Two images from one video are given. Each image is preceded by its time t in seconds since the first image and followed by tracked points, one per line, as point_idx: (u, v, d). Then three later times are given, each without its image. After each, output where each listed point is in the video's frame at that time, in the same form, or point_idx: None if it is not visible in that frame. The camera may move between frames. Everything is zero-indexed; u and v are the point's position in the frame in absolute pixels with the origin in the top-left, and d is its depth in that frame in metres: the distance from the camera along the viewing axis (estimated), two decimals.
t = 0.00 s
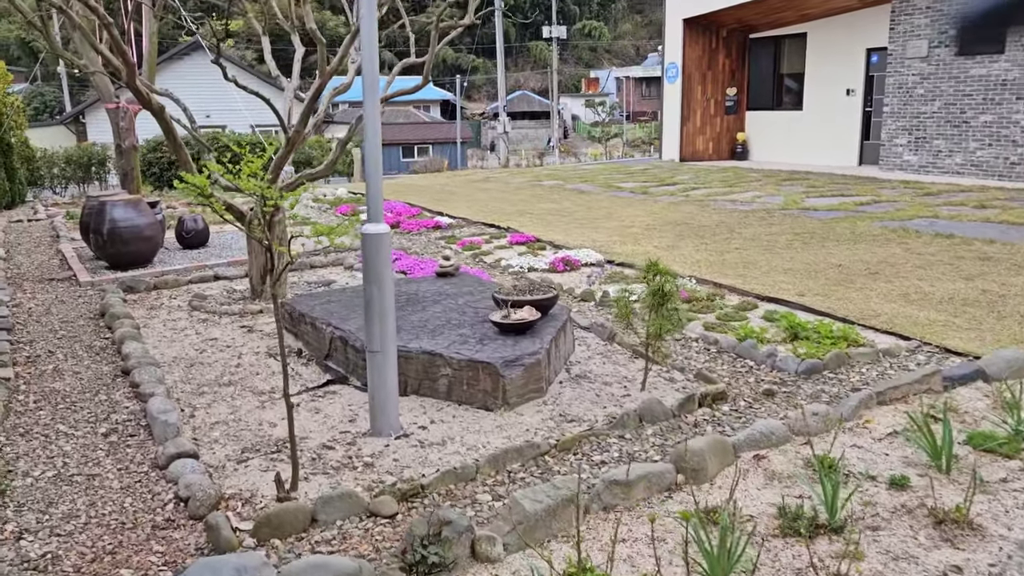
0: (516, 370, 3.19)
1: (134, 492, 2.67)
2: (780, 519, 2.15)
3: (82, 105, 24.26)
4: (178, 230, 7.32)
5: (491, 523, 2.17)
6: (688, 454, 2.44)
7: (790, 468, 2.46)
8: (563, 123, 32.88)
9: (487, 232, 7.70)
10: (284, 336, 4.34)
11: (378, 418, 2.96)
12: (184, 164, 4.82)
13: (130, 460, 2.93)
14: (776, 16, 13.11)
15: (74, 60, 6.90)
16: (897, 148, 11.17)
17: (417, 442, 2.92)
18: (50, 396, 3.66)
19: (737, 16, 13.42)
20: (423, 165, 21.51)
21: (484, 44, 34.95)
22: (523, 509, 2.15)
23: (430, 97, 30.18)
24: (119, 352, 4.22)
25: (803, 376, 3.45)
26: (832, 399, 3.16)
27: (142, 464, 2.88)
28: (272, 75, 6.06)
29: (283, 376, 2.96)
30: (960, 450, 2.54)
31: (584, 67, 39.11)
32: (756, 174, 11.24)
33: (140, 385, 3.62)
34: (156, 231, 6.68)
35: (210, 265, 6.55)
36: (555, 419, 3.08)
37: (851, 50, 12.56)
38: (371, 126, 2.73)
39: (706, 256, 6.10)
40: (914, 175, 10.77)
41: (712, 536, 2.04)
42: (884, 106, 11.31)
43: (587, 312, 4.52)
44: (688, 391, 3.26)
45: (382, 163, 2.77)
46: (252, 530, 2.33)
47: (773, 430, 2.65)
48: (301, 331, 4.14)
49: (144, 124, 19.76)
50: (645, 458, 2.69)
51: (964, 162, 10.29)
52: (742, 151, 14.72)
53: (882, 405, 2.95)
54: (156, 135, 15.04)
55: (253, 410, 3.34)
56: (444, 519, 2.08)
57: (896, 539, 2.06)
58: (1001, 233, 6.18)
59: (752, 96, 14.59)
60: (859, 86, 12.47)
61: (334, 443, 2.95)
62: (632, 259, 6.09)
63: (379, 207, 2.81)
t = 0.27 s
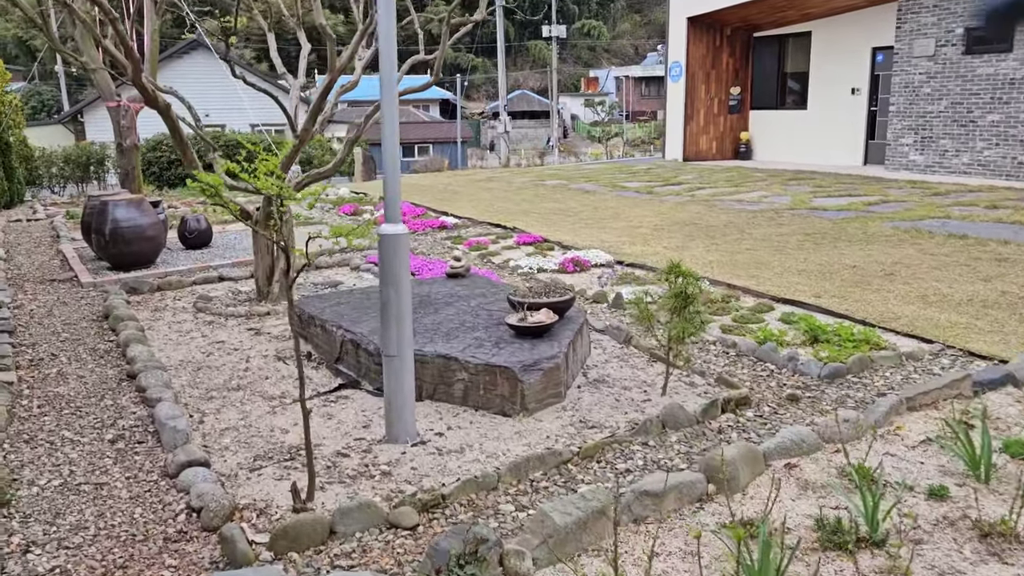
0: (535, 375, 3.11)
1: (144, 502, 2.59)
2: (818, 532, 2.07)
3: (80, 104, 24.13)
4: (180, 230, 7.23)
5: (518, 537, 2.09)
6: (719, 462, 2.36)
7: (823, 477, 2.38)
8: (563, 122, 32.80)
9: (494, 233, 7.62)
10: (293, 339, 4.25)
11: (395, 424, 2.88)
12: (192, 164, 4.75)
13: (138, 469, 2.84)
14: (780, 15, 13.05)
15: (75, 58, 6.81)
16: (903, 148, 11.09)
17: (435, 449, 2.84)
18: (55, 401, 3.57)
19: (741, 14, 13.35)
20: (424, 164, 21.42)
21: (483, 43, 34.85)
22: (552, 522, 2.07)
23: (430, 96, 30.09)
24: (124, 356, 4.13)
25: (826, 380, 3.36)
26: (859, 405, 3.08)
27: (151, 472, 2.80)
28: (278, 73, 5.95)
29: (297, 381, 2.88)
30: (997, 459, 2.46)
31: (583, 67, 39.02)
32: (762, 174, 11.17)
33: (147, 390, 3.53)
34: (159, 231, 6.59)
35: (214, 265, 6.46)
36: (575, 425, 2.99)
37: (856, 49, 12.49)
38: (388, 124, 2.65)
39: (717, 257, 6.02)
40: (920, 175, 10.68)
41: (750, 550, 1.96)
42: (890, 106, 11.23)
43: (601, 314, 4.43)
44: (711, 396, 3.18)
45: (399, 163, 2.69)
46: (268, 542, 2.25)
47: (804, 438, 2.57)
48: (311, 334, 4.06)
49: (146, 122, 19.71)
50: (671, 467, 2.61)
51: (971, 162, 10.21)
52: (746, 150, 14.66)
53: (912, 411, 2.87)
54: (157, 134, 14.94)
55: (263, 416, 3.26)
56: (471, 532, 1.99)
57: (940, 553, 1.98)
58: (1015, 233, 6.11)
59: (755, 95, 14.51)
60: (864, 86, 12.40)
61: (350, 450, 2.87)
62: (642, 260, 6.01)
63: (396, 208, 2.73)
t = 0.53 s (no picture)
0: (547, 383, 3.04)
1: (147, 516, 2.51)
2: (848, 547, 2.01)
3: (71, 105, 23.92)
4: (176, 233, 7.14)
5: (539, 553, 2.02)
6: (741, 475, 2.30)
7: (848, 489, 2.32)
8: (557, 123, 32.76)
9: (494, 235, 7.55)
10: (295, 345, 4.18)
11: (404, 434, 2.81)
12: (191, 168, 4.67)
13: (139, 481, 2.76)
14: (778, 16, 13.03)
15: (69, 58, 6.70)
16: (901, 150, 11.06)
17: (446, 459, 2.77)
18: (52, 410, 3.48)
19: (739, 15, 13.32)
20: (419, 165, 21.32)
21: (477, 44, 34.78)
22: (573, 538, 2.01)
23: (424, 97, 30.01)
24: (122, 362, 4.04)
25: (841, 387, 3.31)
26: (876, 413, 3.02)
27: (154, 485, 2.72)
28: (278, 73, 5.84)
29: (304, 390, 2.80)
30: None
31: (577, 68, 38.99)
32: (760, 176, 11.14)
33: (147, 398, 3.45)
34: (155, 233, 6.49)
35: (211, 269, 6.37)
36: (588, 434, 2.93)
37: (853, 51, 12.48)
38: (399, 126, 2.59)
39: (721, 260, 5.97)
40: (919, 177, 10.65)
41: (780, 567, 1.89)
42: (888, 107, 11.21)
43: (607, 319, 4.38)
44: (725, 403, 3.12)
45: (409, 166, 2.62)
46: (278, 559, 2.17)
47: (825, 448, 2.50)
48: (314, 340, 3.99)
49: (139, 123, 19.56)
50: (691, 479, 2.55)
51: (969, 163, 10.19)
52: (742, 152, 14.64)
53: (932, 419, 2.81)
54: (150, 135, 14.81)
55: (267, 425, 3.18)
56: (491, 550, 1.93)
57: (975, 568, 1.92)
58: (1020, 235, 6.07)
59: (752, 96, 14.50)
60: (861, 87, 12.38)
61: (358, 461, 2.80)
62: (646, 262, 5.96)
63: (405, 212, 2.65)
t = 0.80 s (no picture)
0: (553, 389, 2.97)
1: (143, 530, 2.42)
2: (871, 560, 1.95)
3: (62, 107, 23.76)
4: (170, 236, 7.05)
5: (552, 568, 1.95)
6: (758, 485, 2.24)
7: (867, 498, 2.25)
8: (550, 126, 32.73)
9: (492, 238, 7.49)
10: (293, 350, 4.10)
11: (408, 442, 2.74)
12: (186, 171, 4.58)
13: (134, 492, 2.68)
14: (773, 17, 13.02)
15: (59, 59, 6.61)
16: (897, 151, 11.04)
17: (451, 469, 2.70)
18: (43, 418, 3.39)
19: (734, 16, 13.31)
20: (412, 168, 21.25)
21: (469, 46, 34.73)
22: (589, 553, 1.94)
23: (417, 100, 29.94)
24: (116, 369, 3.95)
25: (851, 392, 3.25)
26: (889, 419, 2.97)
27: (149, 497, 2.63)
28: (273, 74, 5.73)
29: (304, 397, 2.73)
30: None
31: (569, 70, 38.99)
32: (757, 177, 11.11)
33: (141, 406, 3.36)
34: (148, 237, 6.39)
35: (205, 273, 6.28)
36: (596, 442, 2.86)
37: (848, 52, 12.47)
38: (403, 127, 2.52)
39: (722, 262, 5.92)
40: (915, 178, 10.63)
41: None
42: (884, 109, 11.18)
43: (610, 323, 4.32)
44: (735, 409, 3.06)
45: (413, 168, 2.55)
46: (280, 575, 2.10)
47: (842, 455, 2.44)
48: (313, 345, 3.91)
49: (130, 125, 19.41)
50: (705, 489, 2.48)
51: (965, 165, 10.16)
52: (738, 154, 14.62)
53: (948, 425, 2.76)
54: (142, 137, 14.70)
55: (266, 434, 3.10)
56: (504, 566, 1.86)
57: None
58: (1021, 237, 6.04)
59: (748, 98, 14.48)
60: (857, 89, 12.37)
61: (360, 471, 2.72)
62: (646, 265, 5.91)
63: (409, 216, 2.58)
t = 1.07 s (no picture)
0: (557, 400, 2.88)
1: (131, 550, 2.32)
2: None
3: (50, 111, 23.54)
4: (159, 241, 6.93)
5: None
6: (774, 500, 2.16)
7: (887, 515, 2.17)
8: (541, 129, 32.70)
9: (487, 243, 7.40)
10: (287, 359, 4.00)
11: (407, 456, 2.64)
12: (176, 175, 4.48)
13: (123, 510, 2.57)
14: (766, 20, 13.01)
15: (46, 61, 6.49)
16: (892, 154, 11.02)
17: (452, 484, 2.60)
18: (27, 431, 3.27)
19: (728, 19, 13.28)
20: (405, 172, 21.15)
21: (461, 50, 34.69)
22: None
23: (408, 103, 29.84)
24: (103, 379, 3.84)
25: (860, 401, 3.17)
26: (901, 428, 2.89)
27: (138, 515, 2.53)
28: (264, 75, 5.61)
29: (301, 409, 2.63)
30: None
31: (560, 74, 38.99)
32: (751, 181, 11.07)
33: (130, 418, 3.25)
34: (138, 242, 6.27)
35: (195, 278, 6.17)
36: (602, 454, 2.77)
37: (842, 55, 12.46)
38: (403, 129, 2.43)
39: (721, 267, 5.86)
40: (910, 181, 10.60)
41: None
42: (878, 111, 11.16)
43: (611, 330, 4.23)
44: (743, 419, 2.98)
45: (413, 172, 2.46)
46: None
47: (859, 469, 2.35)
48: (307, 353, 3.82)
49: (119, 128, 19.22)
50: (715, 504, 2.40)
51: (960, 168, 10.14)
52: (732, 157, 14.60)
53: (963, 436, 2.68)
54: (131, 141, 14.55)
55: (260, 447, 3.00)
56: None
57: None
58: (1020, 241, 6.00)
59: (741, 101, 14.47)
60: (851, 92, 12.36)
61: (358, 486, 2.62)
62: (644, 270, 5.83)
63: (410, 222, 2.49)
